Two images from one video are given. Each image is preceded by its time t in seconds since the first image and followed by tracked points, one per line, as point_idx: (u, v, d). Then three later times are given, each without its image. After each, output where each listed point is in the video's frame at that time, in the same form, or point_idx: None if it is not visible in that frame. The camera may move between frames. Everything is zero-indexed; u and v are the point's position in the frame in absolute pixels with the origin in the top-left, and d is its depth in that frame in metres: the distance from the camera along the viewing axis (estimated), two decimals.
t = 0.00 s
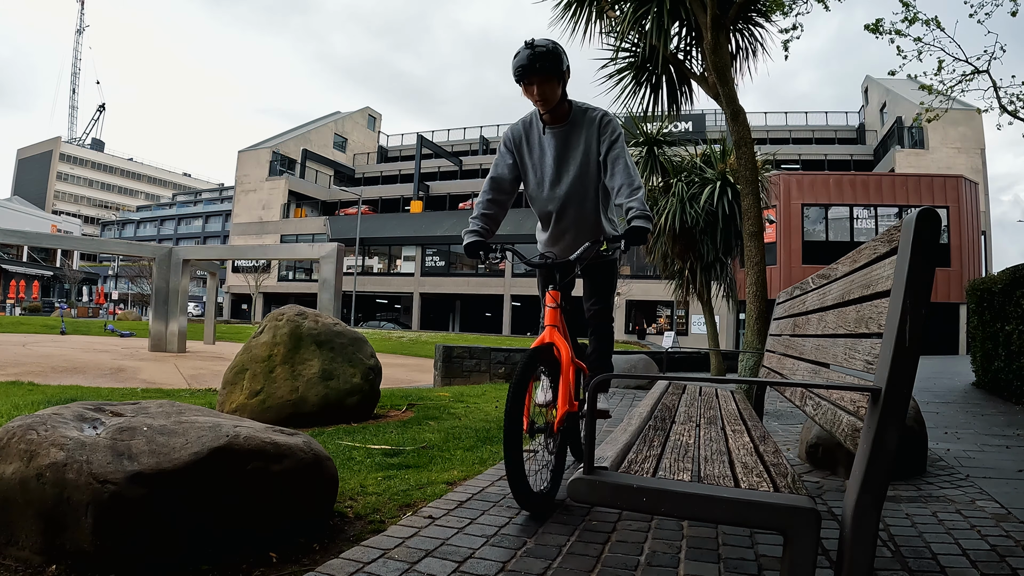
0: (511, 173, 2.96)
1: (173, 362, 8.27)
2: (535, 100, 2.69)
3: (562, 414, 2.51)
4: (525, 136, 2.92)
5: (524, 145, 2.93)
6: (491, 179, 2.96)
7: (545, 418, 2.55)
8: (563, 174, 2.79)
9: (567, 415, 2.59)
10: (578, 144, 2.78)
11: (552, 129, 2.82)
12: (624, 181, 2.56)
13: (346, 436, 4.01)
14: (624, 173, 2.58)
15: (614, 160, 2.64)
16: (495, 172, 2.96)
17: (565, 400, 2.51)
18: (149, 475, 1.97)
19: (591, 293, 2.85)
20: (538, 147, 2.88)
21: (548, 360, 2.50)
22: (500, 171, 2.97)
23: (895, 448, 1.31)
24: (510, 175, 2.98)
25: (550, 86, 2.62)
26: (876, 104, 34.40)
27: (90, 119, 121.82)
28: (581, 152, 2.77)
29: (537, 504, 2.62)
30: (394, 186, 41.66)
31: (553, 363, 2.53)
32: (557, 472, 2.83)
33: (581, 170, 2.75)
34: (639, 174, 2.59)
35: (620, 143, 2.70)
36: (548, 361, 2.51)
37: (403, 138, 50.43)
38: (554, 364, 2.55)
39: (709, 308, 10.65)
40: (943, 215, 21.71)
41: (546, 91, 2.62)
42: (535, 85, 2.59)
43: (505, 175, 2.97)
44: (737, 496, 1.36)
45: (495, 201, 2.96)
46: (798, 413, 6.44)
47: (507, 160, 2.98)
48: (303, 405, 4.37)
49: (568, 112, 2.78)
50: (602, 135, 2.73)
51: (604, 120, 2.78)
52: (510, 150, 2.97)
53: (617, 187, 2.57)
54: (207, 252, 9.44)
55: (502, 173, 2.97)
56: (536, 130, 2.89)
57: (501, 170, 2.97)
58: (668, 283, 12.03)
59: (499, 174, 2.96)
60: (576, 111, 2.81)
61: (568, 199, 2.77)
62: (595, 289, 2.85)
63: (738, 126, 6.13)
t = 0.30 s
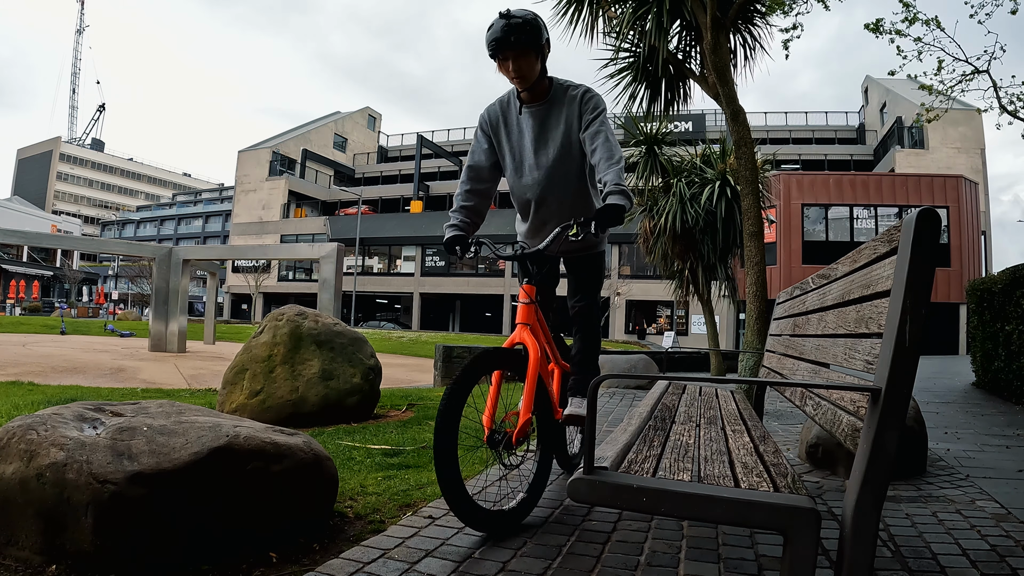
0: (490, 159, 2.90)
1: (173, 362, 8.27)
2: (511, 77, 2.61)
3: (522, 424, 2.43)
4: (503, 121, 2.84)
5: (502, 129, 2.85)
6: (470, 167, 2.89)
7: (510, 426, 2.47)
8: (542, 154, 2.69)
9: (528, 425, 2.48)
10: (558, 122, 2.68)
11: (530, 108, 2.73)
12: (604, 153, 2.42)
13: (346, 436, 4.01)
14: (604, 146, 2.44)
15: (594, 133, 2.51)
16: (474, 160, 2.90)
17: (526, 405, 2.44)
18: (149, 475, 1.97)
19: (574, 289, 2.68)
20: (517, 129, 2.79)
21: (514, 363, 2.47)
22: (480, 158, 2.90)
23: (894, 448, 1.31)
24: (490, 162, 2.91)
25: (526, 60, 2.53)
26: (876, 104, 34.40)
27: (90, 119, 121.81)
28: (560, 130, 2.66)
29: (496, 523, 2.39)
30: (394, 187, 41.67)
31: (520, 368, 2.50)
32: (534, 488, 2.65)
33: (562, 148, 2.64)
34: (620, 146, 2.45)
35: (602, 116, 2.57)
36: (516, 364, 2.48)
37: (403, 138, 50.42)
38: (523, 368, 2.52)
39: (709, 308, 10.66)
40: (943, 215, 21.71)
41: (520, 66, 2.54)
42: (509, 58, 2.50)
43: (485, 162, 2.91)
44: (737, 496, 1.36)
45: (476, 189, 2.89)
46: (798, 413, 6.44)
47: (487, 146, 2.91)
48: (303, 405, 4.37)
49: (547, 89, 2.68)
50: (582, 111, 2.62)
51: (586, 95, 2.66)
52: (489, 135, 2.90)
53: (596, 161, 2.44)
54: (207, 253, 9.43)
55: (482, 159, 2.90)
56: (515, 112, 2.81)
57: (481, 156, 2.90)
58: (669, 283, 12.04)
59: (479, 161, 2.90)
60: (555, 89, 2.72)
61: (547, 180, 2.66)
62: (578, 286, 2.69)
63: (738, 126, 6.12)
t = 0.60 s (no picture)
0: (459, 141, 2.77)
1: (173, 362, 8.26)
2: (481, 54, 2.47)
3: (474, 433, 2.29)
4: (473, 101, 2.71)
5: (472, 108, 2.72)
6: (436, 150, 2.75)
7: (464, 434, 2.35)
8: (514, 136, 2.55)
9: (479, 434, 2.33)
10: (531, 102, 2.54)
11: (502, 87, 2.59)
12: (580, 136, 2.29)
13: (347, 436, 4.01)
14: (580, 128, 2.31)
15: (569, 114, 2.37)
16: (441, 141, 2.76)
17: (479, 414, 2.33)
18: (148, 475, 1.97)
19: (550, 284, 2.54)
20: (489, 109, 2.65)
21: (468, 366, 2.37)
22: (447, 140, 2.77)
23: (894, 450, 1.31)
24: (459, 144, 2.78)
25: (496, 34, 2.38)
26: (876, 104, 34.38)
27: (90, 119, 121.72)
28: (533, 110, 2.52)
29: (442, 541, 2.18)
30: (395, 187, 41.66)
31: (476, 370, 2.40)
32: (489, 498, 2.51)
33: (535, 130, 2.50)
34: (598, 129, 2.32)
35: (579, 96, 2.44)
36: (470, 367, 2.37)
37: (403, 138, 50.42)
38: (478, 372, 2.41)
39: (709, 308, 10.66)
40: (943, 215, 21.71)
41: (490, 43, 2.40)
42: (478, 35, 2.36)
43: (454, 144, 2.77)
44: (737, 496, 1.36)
45: (440, 174, 2.75)
46: (798, 413, 6.44)
47: (456, 127, 2.78)
48: (303, 405, 4.36)
49: (519, 66, 2.55)
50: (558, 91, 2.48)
51: (562, 73, 2.53)
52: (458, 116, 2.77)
53: (571, 144, 2.30)
54: (207, 253, 9.43)
55: (449, 140, 2.77)
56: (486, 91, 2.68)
57: (449, 137, 2.77)
58: (669, 283, 12.04)
59: (447, 143, 2.76)
60: (529, 67, 2.58)
61: (518, 165, 2.53)
62: (555, 281, 2.54)
63: (738, 126, 6.12)
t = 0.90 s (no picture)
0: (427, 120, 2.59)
1: (173, 362, 8.26)
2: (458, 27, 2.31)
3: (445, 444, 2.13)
4: (446, 76, 2.55)
5: (446, 85, 2.55)
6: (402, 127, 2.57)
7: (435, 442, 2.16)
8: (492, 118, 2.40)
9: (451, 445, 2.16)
10: (512, 83, 2.40)
11: (480, 62, 2.43)
12: (565, 124, 2.19)
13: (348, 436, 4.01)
14: (566, 114, 2.19)
15: (555, 97, 2.25)
16: (409, 120, 2.58)
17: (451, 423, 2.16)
18: (149, 475, 1.97)
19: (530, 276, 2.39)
20: (464, 86, 2.49)
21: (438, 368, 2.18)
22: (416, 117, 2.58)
23: (894, 450, 1.31)
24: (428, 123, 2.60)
25: (471, 7, 2.22)
26: (876, 103, 34.38)
27: (90, 120, 121.75)
28: (514, 91, 2.38)
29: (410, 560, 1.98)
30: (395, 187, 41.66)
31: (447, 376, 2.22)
32: (447, 517, 2.23)
33: (514, 112, 2.36)
34: (587, 116, 2.22)
35: (564, 75, 2.31)
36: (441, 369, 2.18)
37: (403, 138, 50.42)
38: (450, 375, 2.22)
39: (709, 308, 10.67)
40: (943, 215, 21.70)
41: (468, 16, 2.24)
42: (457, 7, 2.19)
43: (421, 122, 2.59)
44: (737, 497, 1.36)
45: (403, 153, 2.56)
46: (798, 413, 6.44)
47: (425, 104, 2.61)
48: (303, 405, 4.34)
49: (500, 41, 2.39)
50: (541, 70, 2.35)
51: (545, 47, 2.39)
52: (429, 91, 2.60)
53: (556, 131, 2.20)
54: (207, 253, 9.42)
55: (417, 118, 2.59)
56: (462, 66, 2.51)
57: (418, 114, 2.59)
58: (669, 283, 12.04)
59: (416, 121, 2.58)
60: (509, 42, 2.43)
61: (496, 148, 2.38)
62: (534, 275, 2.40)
63: (738, 126, 6.12)
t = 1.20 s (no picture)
0: (398, 101, 2.41)
1: (173, 362, 8.26)
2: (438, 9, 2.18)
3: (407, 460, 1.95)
4: (423, 59, 2.41)
5: (422, 69, 2.41)
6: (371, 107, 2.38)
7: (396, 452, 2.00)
8: (473, 105, 2.27)
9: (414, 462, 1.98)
10: (495, 67, 2.27)
11: (461, 45, 2.30)
12: (548, 108, 2.05)
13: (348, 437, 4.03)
14: (550, 97, 2.07)
15: (539, 80, 2.12)
16: (379, 100, 2.39)
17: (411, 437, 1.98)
18: (149, 475, 1.97)
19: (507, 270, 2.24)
20: (444, 70, 2.36)
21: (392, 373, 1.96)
22: (387, 98, 2.40)
23: (894, 451, 1.31)
24: (401, 106, 2.43)
25: None
26: (877, 103, 34.36)
27: (90, 120, 121.70)
28: (497, 76, 2.26)
29: None
30: (394, 187, 41.67)
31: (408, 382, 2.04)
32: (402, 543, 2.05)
33: (497, 98, 2.23)
34: (572, 100, 2.09)
35: (550, 59, 2.19)
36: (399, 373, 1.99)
37: (403, 137, 50.38)
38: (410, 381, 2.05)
39: (709, 308, 10.67)
40: (943, 215, 21.70)
41: None
42: None
43: (392, 104, 2.41)
44: (738, 496, 1.36)
45: (369, 134, 2.36)
46: (798, 413, 6.44)
47: (398, 86, 2.43)
48: (303, 405, 4.32)
49: (482, 23, 2.27)
50: (527, 53, 2.22)
51: (531, 30, 2.27)
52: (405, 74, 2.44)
53: (538, 115, 2.06)
54: (207, 253, 9.42)
55: (388, 99, 2.40)
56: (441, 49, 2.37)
57: (389, 95, 2.41)
58: (669, 283, 12.04)
59: (386, 102, 2.40)
60: (492, 25, 2.31)
61: (476, 136, 2.25)
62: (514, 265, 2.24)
63: (738, 126, 6.12)
